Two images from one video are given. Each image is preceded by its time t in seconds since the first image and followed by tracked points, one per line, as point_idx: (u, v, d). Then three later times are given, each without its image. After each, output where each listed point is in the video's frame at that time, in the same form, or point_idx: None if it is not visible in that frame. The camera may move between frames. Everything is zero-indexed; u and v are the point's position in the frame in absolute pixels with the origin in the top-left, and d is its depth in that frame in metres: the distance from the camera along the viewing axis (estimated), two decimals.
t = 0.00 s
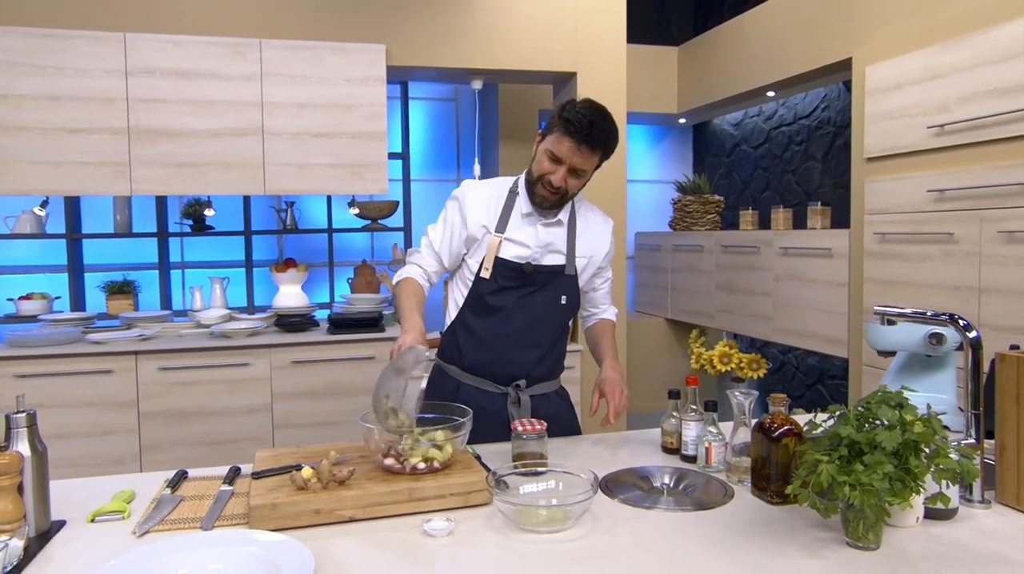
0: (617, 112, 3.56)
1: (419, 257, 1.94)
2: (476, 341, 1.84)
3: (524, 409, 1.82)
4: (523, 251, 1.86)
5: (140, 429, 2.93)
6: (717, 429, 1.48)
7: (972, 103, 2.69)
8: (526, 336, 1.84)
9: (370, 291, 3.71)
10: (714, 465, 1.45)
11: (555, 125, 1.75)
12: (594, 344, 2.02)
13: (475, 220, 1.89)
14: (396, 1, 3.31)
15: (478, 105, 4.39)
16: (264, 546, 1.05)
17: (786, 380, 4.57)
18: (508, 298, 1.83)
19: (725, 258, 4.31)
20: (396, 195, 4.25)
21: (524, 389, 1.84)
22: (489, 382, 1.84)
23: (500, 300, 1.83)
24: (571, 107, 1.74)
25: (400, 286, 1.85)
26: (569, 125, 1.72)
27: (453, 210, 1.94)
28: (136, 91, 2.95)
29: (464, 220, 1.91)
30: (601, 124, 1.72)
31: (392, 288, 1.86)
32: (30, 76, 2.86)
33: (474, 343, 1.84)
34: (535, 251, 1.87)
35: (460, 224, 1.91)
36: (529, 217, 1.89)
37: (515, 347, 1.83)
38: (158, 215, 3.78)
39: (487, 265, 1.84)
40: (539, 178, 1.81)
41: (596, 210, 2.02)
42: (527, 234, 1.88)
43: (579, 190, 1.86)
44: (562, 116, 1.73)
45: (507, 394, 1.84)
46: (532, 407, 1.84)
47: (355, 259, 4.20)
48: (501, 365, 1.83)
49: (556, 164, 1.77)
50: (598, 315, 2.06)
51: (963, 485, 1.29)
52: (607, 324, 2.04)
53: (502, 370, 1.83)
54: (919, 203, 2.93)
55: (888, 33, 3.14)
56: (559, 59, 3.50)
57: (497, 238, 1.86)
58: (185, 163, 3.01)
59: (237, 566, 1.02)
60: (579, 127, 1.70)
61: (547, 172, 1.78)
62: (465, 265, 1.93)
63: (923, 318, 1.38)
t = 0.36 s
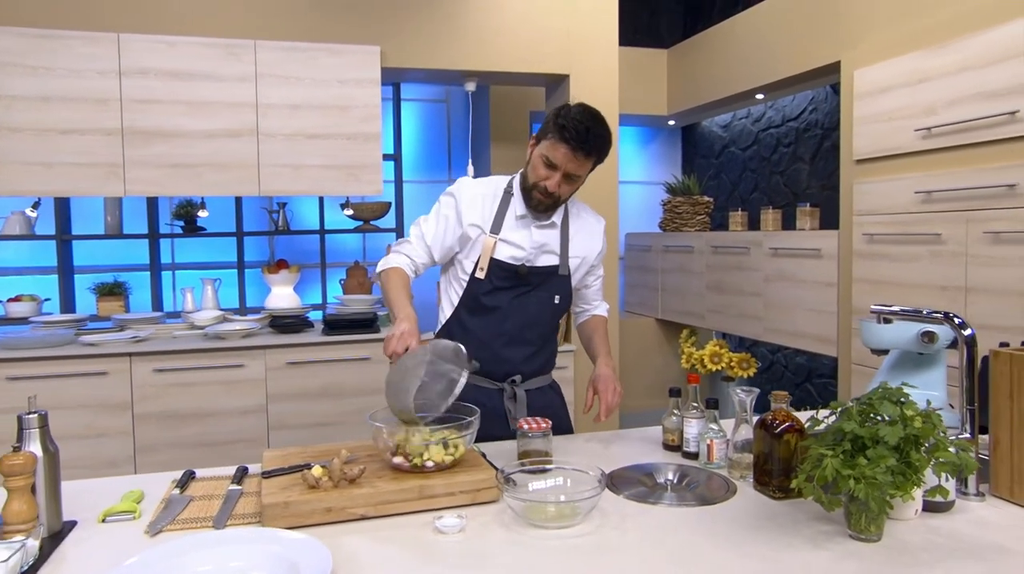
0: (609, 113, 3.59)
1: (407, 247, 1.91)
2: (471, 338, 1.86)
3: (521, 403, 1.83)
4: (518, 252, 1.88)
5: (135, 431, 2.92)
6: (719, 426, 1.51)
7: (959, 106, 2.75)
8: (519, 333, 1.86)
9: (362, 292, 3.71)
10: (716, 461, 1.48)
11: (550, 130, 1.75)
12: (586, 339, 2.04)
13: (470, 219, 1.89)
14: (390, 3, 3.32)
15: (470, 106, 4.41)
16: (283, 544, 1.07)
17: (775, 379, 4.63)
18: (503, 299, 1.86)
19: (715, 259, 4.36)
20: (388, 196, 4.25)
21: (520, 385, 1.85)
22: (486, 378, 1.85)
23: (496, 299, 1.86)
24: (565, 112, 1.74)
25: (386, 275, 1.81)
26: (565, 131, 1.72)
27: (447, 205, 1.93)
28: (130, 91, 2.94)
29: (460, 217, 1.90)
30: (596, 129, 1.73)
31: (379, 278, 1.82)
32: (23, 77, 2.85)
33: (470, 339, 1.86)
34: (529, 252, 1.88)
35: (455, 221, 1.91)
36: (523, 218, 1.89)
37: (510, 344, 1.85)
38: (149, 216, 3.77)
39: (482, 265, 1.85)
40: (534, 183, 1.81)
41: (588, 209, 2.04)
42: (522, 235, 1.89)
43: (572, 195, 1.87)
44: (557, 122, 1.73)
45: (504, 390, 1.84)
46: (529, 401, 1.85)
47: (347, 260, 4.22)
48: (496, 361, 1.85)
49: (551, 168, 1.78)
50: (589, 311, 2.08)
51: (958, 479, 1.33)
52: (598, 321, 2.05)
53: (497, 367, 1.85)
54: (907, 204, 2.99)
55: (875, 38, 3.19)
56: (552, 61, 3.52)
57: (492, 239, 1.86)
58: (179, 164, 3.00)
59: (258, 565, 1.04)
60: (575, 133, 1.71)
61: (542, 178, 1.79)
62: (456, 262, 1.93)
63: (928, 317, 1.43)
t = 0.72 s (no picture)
0: (600, 115, 3.63)
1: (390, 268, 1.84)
2: (464, 339, 1.86)
3: (520, 396, 1.85)
4: (496, 250, 1.87)
5: (127, 432, 2.91)
6: (718, 424, 1.55)
7: (944, 111, 2.81)
8: (510, 329, 1.87)
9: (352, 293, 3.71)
10: (717, 458, 1.51)
11: (504, 126, 1.73)
12: (566, 322, 2.06)
13: (445, 226, 1.84)
14: (383, 4, 3.33)
15: (460, 108, 4.43)
16: (302, 544, 1.09)
17: (761, 379, 4.69)
18: (490, 298, 1.87)
19: (703, 260, 4.41)
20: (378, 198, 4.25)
21: (516, 378, 1.87)
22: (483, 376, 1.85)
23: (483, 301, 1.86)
24: (518, 105, 1.71)
25: (377, 300, 1.77)
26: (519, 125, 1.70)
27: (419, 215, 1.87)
28: (122, 91, 2.92)
29: (434, 226, 1.84)
30: (550, 119, 1.71)
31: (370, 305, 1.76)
32: (13, 76, 2.82)
33: (464, 342, 1.86)
34: (506, 250, 1.88)
35: (430, 231, 1.85)
36: (495, 218, 1.89)
37: (504, 341, 1.87)
38: (138, 217, 3.74)
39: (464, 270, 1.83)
40: (497, 180, 1.80)
41: (549, 197, 2.05)
42: (496, 234, 1.89)
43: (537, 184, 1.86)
44: (510, 117, 1.71)
45: (502, 386, 1.85)
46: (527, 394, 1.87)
47: (337, 261, 4.21)
48: (492, 359, 1.85)
49: (511, 163, 1.76)
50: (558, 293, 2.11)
51: (951, 474, 1.37)
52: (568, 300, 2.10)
53: (494, 364, 1.85)
54: (892, 206, 3.05)
55: (861, 43, 3.25)
56: (544, 63, 3.55)
57: (471, 243, 1.84)
58: (172, 164, 2.99)
59: (277, 564, 1.05)
60: (529, 126, 1.69)
61: (505, 174, 1.78)
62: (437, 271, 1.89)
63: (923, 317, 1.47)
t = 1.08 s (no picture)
0: (588, 117, 3.66)
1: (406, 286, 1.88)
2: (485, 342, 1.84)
3: (544, 389, 1.87)
4: (503, 251, 1.92)
5: (114, 435, 2.88)
6: (714, 423, 1.59)
7: (924, 116, 2.88)
8: (528, 325, 1.86)
9: (340, 295, 3.70)
10: (713, 456, 1.55)
11: (487, 125, 1.78)
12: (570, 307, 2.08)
13: (450, 236, 1.89)
14: (372, 6, 3.33)
15: (446, 110, 4.43)
16: (315, 545, 1.10)
17: (744, 378, 4.76)
18: (504, 298, 1.87)
19: (688, 261, 4.46)
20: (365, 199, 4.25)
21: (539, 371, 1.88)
22: (507, 374, 1.85)
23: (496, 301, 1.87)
24: (494, 103, 1.78)
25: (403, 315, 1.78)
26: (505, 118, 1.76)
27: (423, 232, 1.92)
28: (109, 91, 2.90)
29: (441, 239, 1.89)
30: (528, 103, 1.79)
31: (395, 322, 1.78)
32: None
33: (485, 344, 1.84)
34: (512, 248, 1.93)
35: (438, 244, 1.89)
36: (495, 220, 1.94)
37: (524, 338, 1.86)
38: (123, 217, 3.70)
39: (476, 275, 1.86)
40: (500, 179, 1.83)
41: (541, 190, 2.11)
42: (500, 235, 1.93)
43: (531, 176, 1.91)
44: (492, 115, 1.77)
45: (525, 380, 1.86)
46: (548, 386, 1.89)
47: (325, 262, 4.18)
48: (515, 357, 1.84)
49: (508, 157, 1.81)
50: (561, 277, 2.15)
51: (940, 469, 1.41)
52: (570, 282, 2.13)
53: (516, 362, 1.85)
54: (875, 209, 3.12)
55: (843, 49, 3.32)
56: (532, 66, 3.58)
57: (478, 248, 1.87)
58: (160, 165, 2.97)
59: (292, 564, 1.08)
60: (513, 113, 1.76)
61: (505, 169, 1.82)
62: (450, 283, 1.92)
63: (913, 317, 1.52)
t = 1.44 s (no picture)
0: (570, 118, 3.68)
1: (515, 295, 1.75)
2: (568, 352, 1.84)
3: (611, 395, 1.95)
4: (589, 262, 1.86)
5: (94, 439, 2.84)
6: (705, 419, 1.61)
7: (900, 118, 2.95)
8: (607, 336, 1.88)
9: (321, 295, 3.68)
10: (704, 452, 1.57)
11: (602, 142, 1.74)
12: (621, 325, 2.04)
13: (552, 244, 1.81)
14: (355, 5, 3.32)
15: (427, 110, 4.43)
16: (318, 546, 1.11)
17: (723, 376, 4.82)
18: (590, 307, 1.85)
19: (668, 261, 4.51)
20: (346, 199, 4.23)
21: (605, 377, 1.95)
22: (583, 381, 1.89)
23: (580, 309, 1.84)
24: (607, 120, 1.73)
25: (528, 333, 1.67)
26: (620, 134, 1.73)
27: (522, 237, 1.80)
28: (88, 90, 2.85)
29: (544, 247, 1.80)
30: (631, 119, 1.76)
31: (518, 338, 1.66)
32: None
33: (570, 355, 1.84)
34: (597, 259, 1.88)
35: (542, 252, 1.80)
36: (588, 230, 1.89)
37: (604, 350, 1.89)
38: (99, 218, 3.64)
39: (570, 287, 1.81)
40: (610, 194, 1.80)
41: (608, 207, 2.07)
42: (586, 246, 1.87)
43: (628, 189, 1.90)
44: (605, 133, 1.73)
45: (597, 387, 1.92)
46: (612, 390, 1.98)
47: (305, 262, 4.13)
48: (593, 367, 1.88)
49: (618, 173, 1.78)
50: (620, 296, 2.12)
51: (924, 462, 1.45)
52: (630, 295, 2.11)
53: (592, 371, 1.89)
54: (852, 209, 3.18)
55: (821, 51, 3.38)
56: (514, 67, 3.59)
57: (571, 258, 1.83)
58: (141, 165, 2.93)
59: (294, 566, 1.08)
60: (626, 132, 1.74)
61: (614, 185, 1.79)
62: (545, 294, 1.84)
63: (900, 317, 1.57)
